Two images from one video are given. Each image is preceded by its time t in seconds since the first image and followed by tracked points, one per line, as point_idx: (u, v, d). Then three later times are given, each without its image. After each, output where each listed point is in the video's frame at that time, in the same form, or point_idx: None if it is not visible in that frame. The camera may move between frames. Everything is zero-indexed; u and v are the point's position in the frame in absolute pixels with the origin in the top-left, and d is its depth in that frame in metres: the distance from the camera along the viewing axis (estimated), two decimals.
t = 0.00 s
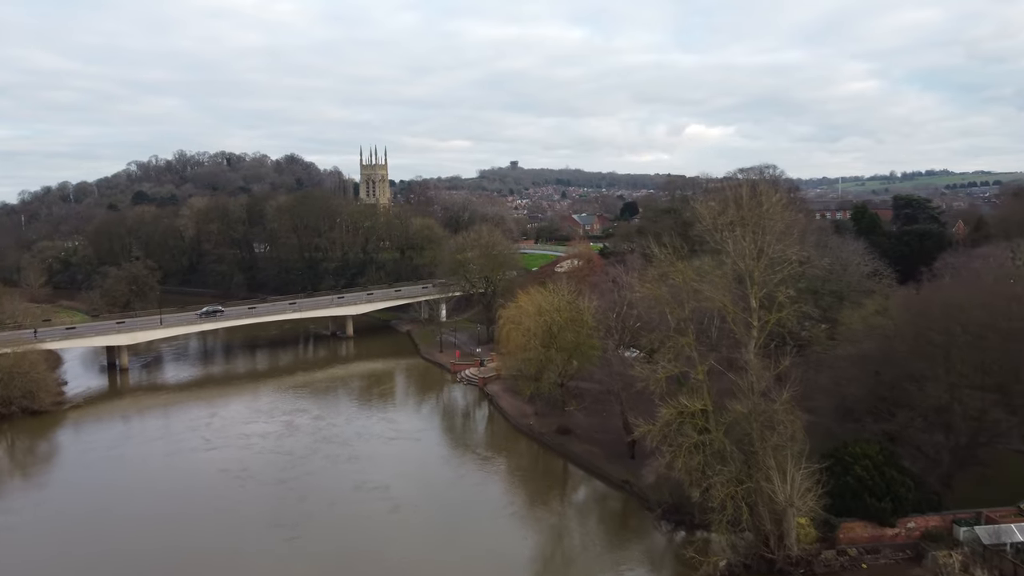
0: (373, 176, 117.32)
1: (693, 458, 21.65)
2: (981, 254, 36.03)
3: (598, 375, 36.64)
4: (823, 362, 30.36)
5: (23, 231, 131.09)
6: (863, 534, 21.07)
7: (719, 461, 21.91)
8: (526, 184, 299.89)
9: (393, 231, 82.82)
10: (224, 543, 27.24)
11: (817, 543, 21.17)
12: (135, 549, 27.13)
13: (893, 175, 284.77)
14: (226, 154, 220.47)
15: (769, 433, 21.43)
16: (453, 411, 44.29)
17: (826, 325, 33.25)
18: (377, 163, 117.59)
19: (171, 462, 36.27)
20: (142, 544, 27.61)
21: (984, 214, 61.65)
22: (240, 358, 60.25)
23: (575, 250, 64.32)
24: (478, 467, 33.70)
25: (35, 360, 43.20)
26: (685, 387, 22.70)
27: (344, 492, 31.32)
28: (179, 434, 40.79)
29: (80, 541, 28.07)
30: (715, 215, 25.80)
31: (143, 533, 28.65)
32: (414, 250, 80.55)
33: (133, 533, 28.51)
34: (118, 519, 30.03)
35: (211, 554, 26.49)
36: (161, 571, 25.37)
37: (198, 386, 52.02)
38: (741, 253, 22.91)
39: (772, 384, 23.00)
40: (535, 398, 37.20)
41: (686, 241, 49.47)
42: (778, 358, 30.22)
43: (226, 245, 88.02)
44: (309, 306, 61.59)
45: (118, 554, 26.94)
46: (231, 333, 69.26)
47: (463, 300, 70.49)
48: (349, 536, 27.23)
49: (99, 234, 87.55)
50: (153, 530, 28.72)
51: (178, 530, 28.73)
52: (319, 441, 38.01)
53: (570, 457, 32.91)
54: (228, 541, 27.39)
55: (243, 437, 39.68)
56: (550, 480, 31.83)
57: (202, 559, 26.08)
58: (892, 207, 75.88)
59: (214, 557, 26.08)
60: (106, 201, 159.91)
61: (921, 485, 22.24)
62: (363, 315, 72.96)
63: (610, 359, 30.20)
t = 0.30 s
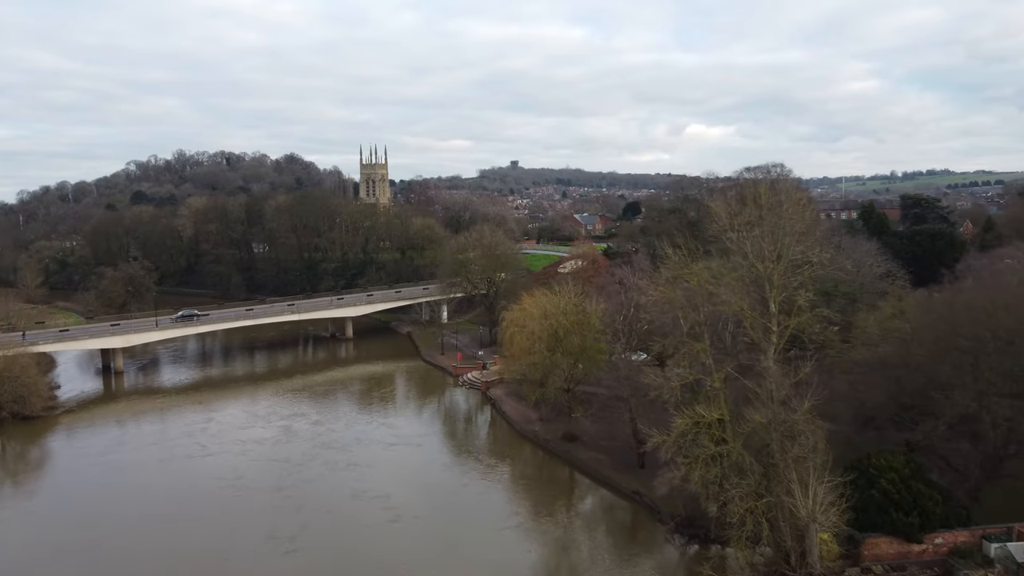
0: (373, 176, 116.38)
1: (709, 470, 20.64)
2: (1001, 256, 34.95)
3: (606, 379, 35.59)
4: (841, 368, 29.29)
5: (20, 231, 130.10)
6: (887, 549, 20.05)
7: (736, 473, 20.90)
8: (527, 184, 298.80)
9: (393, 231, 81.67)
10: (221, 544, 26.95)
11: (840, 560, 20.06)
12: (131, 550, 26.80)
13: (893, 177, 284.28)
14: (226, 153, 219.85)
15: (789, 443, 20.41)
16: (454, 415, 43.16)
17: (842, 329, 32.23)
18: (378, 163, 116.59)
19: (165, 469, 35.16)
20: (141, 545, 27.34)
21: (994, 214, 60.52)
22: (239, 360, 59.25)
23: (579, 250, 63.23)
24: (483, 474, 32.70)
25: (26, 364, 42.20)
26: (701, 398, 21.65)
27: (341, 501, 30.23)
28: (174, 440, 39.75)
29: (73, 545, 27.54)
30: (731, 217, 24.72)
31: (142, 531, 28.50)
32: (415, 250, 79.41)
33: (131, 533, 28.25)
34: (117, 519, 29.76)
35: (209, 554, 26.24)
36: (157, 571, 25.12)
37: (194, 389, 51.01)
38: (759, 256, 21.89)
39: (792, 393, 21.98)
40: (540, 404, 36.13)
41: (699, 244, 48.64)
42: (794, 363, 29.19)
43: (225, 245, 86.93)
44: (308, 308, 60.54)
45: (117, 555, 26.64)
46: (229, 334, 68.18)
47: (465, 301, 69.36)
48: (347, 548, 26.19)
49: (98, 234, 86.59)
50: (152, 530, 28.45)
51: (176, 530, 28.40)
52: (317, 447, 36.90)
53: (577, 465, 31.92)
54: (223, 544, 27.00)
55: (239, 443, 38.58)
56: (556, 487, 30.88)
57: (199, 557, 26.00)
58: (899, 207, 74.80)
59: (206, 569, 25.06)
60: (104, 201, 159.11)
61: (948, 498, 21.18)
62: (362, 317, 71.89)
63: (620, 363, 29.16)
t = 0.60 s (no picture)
0: (374, 175, 115.40)
1: (731, 484, 19.53)
2: None
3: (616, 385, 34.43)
4: (862, 375, 28.15)
5: (19, 231, 129.06)
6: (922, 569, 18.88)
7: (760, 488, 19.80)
8: (528, 184, 297.38)
9: (395, 231, 80.55)
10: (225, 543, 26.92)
11: None
12: (135, 550, 26.72)
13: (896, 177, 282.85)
14: (226, 153, 218.82)
15: (816, 456, 19.28)
16: (457, 420, 42.08)
17: (861, 333, 31.06)
18: (378, 162, 115.56)
19: (161, 477, 34.13)
20: (144, 544, 27.30)
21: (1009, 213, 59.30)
22: (237, 362, 58.24)
23: (584, 251, 62.08)
24: (489, 483, 31.61)
25: (18, 367, 41.18)
26: (723, 409, 20.49)
27: (343, 512, 29.16)
28: (170, 445, 38.78)
29: (70, 548, 27.21)
30: (752, 218, 23.55)
31: (147, 531, 28.44)
32: (416, 251, 78.30)
33: (136, 533, 28.17)
34: (122, 520, 29.60)
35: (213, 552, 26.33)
36: (160, 571, 25.15)
37: (191, 392, 49.96)
38: (782, 260, 20.74)
39: (817, 403, 20.83)
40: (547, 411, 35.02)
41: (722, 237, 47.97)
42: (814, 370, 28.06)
43: (223, 246, 85.89)
44: (308, 310, 59.38)
45: (121, 554, 26.63)
46: (227, 336, 67.17)
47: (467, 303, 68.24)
48: (348, 562, 25.08)
49: (96, 233, 85.69)
50: (158, 530, 28.39)
51: (179, 530, 28.31)
52: (317, 454, 35.81)
53: (586, 474, 30.82)
54: (224, 544, 26.92)
55: (236, 449, 37.55)
56: (565, 498, 29.79)
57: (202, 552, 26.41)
58: (908, 207, 73.63)
59: None
60: (104, 201, 158.08)
61: (984, 514, 20.06)
62: (363, 318, 70.83)
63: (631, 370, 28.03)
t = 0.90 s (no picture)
0: (374, 175, 114.38)
1: (758, 500, 18.51)
2: None
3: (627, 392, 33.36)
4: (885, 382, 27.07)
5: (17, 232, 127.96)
6: None
7: (788, 505, 18.78)
8: (529, 184, 295.93)
9: (396, 231, 79.37)
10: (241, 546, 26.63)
11: None
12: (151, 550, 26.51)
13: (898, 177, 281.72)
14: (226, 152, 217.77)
15: (847, 471, 18.23)
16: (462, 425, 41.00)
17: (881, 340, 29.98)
18: (379, 162, 114.53)
19: (159, 485, 33.14)
20: (161, 545, 26.97)
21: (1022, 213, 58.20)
22: (237, 365, 57.20)
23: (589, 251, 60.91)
24: (497, 493, 30.59)
25: (10, 373, 40.10)
26: (748, 421, 19.47)
27: (346, 523, 28.12)
28: (167, 452, 37.71)
29: (74, 548, 26.97)
30: (775, 220, 22.48)
31: (163, 531, 28.16)
32: (418, 251, 77.14)
33: (153, 534, 27.90)
34: (138, 521, 29.21)
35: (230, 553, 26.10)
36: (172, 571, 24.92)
37: (189, 396, 48.90)
38: (808, 264, 19.74)
39: (846, 414, 19.77)
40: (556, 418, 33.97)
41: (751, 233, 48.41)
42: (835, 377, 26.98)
43: (223, 246, 84.84)
44: (309, 312, 58.36)
45: (135, 554, 26.39)
46: (226, 339, 66.10)
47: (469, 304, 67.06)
48: None
49: (94, 233, 84.71)
50: (177, 530, 28.12)
51: (197, 531, 28.03)
52: (318, 462, 34.73)
53: (597, 484, 29.77)
54: (233, 545, 26.69)
55: (235, 456, 36.48)
56: (577, 509, 28.74)
57: (205, 551, 26.33)
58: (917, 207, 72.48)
59: None
60: (103, 201, 157.00)
61: None
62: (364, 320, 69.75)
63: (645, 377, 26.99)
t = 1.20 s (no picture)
0: (375, 174, 113.38)
1: (790, 518, 17.50)
2: None
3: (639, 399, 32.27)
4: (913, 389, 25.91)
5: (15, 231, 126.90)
6: None
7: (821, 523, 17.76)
8: (529, 184, 294.74)
9: (398, 232, 78.19)
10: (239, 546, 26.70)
11: None
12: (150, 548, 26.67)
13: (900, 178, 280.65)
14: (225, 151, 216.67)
15: (885, 488, 17.17)
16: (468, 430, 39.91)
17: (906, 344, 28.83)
18: (380, 161, 113.51)
19: (156, 493, 32.25)
20: (161, 544, 27.05)
21: None
22: (237, 368, 56.23)
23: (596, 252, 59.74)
24: (506, 503, 29.52)
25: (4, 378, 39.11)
26: (779, 434, 18.41)
27: (349, 535, 27.17)
28: (165, 459, 36.73)
29: (73, 549, 26.99)
30: (803, 223, 21.40)
31: (163, 531, 28.20)
32: (420, 252, 75.99)
33: (153, 533, 27.94)
34: (138, 521, 29.23)
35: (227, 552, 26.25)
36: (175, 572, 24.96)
37: (188, 400, 47.92)
38: (840, 269, 18.69)
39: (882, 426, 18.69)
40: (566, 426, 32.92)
41: (760, 234, 50.57)
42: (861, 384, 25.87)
43: (223, 246, 83.83)
44: (310, 314, 57.32)
45: (135, 554, 26.45)
46: (226, 341, 65.09)
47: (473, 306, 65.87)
48: None
49: (92, 233, 83.64)
50: (175, 530, 28.20)
51: (196, 531, 28.11)
52: (320, 471, 33.68)
53: (611, 495, 28.69)
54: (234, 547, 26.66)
55: (234, 463, 35.48)
56: (590, 520, 27.71)
57: (204, 551, 26.40)
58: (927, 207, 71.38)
59: None
60: (101, 201, 155.93)
61: None
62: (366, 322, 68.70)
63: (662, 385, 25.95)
